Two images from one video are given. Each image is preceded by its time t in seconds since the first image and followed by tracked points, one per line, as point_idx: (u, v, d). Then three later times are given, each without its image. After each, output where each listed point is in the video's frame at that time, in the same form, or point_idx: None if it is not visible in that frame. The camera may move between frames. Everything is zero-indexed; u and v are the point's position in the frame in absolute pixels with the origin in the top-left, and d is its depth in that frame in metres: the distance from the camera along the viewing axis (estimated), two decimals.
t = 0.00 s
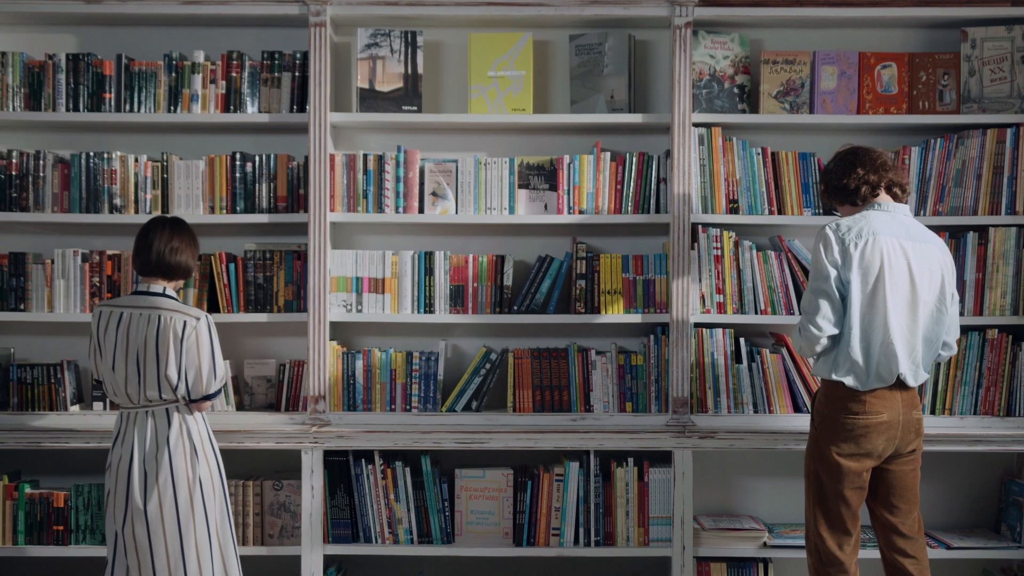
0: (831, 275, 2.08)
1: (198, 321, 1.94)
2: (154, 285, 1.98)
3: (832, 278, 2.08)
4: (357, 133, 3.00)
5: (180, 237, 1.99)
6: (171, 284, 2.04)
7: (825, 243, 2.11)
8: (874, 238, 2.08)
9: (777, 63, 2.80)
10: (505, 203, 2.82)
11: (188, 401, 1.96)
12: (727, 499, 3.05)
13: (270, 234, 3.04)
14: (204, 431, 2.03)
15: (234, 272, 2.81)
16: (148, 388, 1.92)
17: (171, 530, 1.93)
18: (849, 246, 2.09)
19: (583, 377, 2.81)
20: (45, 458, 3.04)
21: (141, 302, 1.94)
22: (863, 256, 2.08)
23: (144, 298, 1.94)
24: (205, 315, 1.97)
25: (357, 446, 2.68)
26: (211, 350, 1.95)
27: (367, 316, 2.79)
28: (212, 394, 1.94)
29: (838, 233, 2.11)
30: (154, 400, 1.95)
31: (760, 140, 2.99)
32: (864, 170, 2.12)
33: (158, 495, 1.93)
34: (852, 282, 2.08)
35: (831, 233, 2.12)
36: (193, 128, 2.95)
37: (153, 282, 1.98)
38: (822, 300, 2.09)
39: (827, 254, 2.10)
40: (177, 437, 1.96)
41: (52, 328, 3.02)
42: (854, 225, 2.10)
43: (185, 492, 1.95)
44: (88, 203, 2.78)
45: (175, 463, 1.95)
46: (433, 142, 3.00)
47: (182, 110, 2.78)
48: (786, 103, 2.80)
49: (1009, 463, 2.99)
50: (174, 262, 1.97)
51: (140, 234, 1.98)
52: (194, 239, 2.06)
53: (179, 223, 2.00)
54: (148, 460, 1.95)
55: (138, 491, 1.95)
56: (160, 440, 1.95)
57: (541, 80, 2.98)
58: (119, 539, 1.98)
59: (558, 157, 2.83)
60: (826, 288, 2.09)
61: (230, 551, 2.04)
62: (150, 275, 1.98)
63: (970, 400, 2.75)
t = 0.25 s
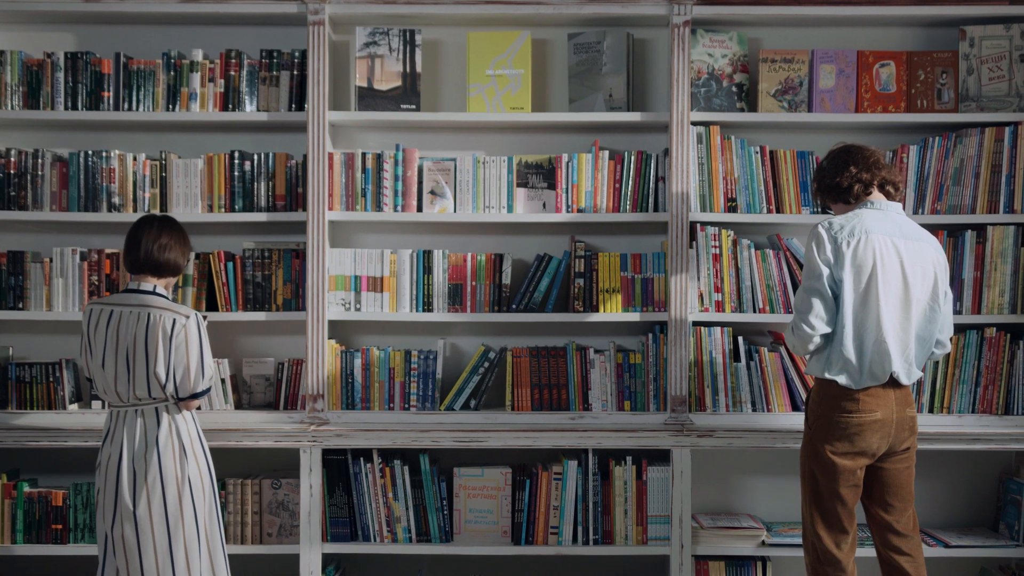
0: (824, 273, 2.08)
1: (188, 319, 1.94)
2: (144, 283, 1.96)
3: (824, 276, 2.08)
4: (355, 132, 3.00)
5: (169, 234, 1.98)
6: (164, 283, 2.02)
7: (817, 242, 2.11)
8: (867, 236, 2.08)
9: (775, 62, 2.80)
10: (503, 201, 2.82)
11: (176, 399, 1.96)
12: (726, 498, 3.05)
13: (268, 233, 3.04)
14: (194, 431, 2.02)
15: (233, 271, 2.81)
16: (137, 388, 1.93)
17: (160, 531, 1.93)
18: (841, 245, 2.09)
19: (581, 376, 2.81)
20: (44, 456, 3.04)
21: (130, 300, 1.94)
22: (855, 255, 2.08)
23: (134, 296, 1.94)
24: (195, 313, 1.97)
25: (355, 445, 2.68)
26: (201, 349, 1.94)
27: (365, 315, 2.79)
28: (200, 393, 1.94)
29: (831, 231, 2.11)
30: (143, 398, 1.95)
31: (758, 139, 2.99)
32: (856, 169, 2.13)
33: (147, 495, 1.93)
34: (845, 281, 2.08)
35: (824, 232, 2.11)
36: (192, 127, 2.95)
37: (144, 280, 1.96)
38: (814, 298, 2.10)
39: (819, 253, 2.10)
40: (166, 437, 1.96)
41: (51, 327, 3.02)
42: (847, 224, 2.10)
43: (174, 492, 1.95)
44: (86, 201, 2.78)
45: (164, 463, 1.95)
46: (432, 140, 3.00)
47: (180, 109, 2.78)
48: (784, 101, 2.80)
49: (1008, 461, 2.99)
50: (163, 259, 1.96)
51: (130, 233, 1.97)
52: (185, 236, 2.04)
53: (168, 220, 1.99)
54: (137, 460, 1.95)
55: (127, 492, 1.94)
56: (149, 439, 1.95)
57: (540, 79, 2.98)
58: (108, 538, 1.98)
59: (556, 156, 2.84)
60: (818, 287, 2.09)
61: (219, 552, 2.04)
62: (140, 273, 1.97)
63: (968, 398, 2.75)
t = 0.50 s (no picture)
0: (817, 273, 2.09)
1: (179, 318, 1.94)
2: (136, 281, 1.96)
3: (818, 276, 2.09)
4: (355, 131, 3.00)
5: (160, 232, 1.99)
6: (156, 283, 2.02)
7: (811, 242, 2.11)
8: (860, 236, 2.08)
9: (774, 61, 2.80)
10: (503, 201, 2.82)
11: (166, 399, 1.95)
12: (725, 497, 3.05)
13: (268, 232, 3.04)
14: (184, 431, 2.02)
15: (232, 270, 2.81)
16: (127, 385, 1.93)
17: (148, 532, 1.93)
18: (835, 245, 2.09)
19: (581, 375, 2.81)
20: (43, 455, 3.05)
21: (122, 299, 1.94)
22: (849, 255, 2.08)
23: (125, 294, 1.95)
24: (186, 312, 1.97)
25: (355, 444, 2.68)
26: (191, 348, 1.94)
27: (365, 314, 2.79)
28: (189, 393, 1.93)
29: (825, 232, 2.12)
30: (132, 396, 1.94)
31: (758, 138, 2.99)
32: (851, 169, 2.13)
33: (135, 496, 1.92)
34: (838, 281, 2.08)
35: (818, 232, 2.12)
36: (191, 126, 2.95)
37: (136, 278, 1.96)
38: (809, 299, 2.10)
39: (813, 253, 2.11)
40: (155, 437, 1.95)
41: (50, 326, 3.02)
42: (841, 224, 2.10)
43: (162, 492, 1.94)
44: (86, 200, 2.78)
45: (152, 464, 1.94)
46: (431, 140, 3.01)
47: (179, 108, 2.78)
48: (784, 101, 2.80)
49: (1007, 461, 3.00)
50: (155, 257, 1.96)
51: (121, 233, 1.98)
52: (176, 236, 2.05)
53: (158, 219, 2.00)
54: (126, 459, 1.94)
55: (115, 491, 1.94)
56: (138, 440, 1.94)
57: (539, 78, 2.98)
58: (97, 538, 1.98)
59: (556, 155, 2.84)
60: (812, 288, 2.10)
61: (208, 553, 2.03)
62: (132, 272, 1.96)
63: (967, 398, 2.75)
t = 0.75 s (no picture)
0: (810, 274, 2.09)
1: (170, 316, 1.94)
2: (128, 279, 1.96)
3: (811, 278, 2.09)
4: (355, 130, 3.00)
5: (148, 230, 1.98)
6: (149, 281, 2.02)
7: (804, 243, 2.11)
8: (853, 237, 2.09)
9: (775, 62, 2.80)
10: (503, 200, 2.82)
11: (156, 397, 1.95)
12: (725, 497, 3.05)
13: (268, 231, 3.04)
14: (175, 431, 2.02)
15: (232, 269, 2.81)
16: (118, 384, 1.92)
17: (136, 532, 1.93)
18: (828, 246, 2.09)
19: (580, 375, 2.81)
20: (43, 454, 3.05)
21: (114, 296, 1.94)
22: (841, 256, 2.08)
23: (117, 291, 1.94)
24: (178, 311, 1.96)
25: (354, 443, 2.68)
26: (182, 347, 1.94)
27: (365, 313, 2.79)
28: (179, 391, 1.93)
29: (817, 232, 2.12)
30: (123, 395, 1.94)
31: (758, 138, 2.99)
32: (844, 170, 2.14)
33: (124, 495, 1.93)
34: (831, 281, 2.08)
35: (811, 233, 2.12)
36: (192, 125, 2.95)
37: (129, 277, 1.96)
38: (802, 300, 2.10)
39: (806, 254, 2.11)
40: (145, 439, 1.95)
41: (50, 325, 3.02)
42: (834, 225, 2.10)
43: (150, 492, 1.94)
44: (86, 199, 2.78)
45: (141, 464, 1.94)
46: (432, 139, 3.01)
47: (180, 107, 2.78)
48: (784, 101, 2.80)
49: (1007, 462, 2.99)
50: (143, 255, 1.96)
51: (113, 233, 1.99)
52: (168, 233, 2.04)
53: (147, 217, 1.99)
54: (115, 458, 1.95)
55: (104, 490, 1.94)
56: (127, 441, 1.94)
57: (540, 78, 2.98)
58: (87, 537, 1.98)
59: (556, 155, 2.84)
60: (805, 289, 2.10)
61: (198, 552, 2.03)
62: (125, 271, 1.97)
63: (967, 399, 2.75)
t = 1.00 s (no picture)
0: (803, 275, 2.10)
1: (164, 310, 1.95)
2: (122, 275, 1.99)
3: (804, 278, 2.10)
4: (355, 128, 3.00)
5: (134, 225, 1.98)
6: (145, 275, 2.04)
7: (797, 244, 2.12)
8: (846, 237, 2.09)
9: (775, 61, 2.80)
10: (502, 198, 2.82)
11: (148, 392, 1.96)
12: (724, 497, 3.05)
13: (267, 228, 3.04)
14: (167, 426, 2.04)
15: (231, 266, 2.81)
16: (112, 377, 1.94)
17: (127, 527, 1.96)
18: (821, 246, 2.10)
19: (579, 373, 2.81)
20: (41, 451, 3.04)
21: (108, 290, 1.96)
22: (834, 256, 2.09)
23: (112, 286, 1.96)
24: (172, 305, 1.98)
25: (353, 441, 2.69)
26: (175, 341, 1.96)
27: (364, 311, 2.79)
28: (172, 384, 1.94)
29: (811, 232, 2.13)
30: (115, 389, 1.95)
31: (758, 137, 2.99)
32: (837, 170, 2.14)
33: (115, 490, 1.95)
34: (824, 281, 2.09)
35: (804, 234, 2.13)
36: (191, 122, 2.95)
37: (123, 272, 1.99)
38: (795, 300, 2.11)
39: (799, 254, 2.12)
40: (137, 435, 1.96)
41: (49, 321, 3.02)
42: (827, 225, 2.11)
43: (142, 487, 1.96)
44: (85, 195, 2.78)
45: (132, 459, 1.96)
46: (432, 137, 3.01)
47: (180, 104, 2.78)
48: (784, 100, 2.80)
49: (1005, 462, 2.99)
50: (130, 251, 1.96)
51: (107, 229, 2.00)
52: (159, 226, 2.03)
53: (133, 212, 1.99)
54: (108, 453, 1.97)
55: (96, 484, 1.97)
56: (120, 437, 1.96)
57: (540, 76, 2.98)
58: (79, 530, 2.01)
59: (556, 153, 2.84)
60: (798, 289, 2.11)
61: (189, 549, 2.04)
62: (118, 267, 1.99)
63: (965, 399, 2.75)
